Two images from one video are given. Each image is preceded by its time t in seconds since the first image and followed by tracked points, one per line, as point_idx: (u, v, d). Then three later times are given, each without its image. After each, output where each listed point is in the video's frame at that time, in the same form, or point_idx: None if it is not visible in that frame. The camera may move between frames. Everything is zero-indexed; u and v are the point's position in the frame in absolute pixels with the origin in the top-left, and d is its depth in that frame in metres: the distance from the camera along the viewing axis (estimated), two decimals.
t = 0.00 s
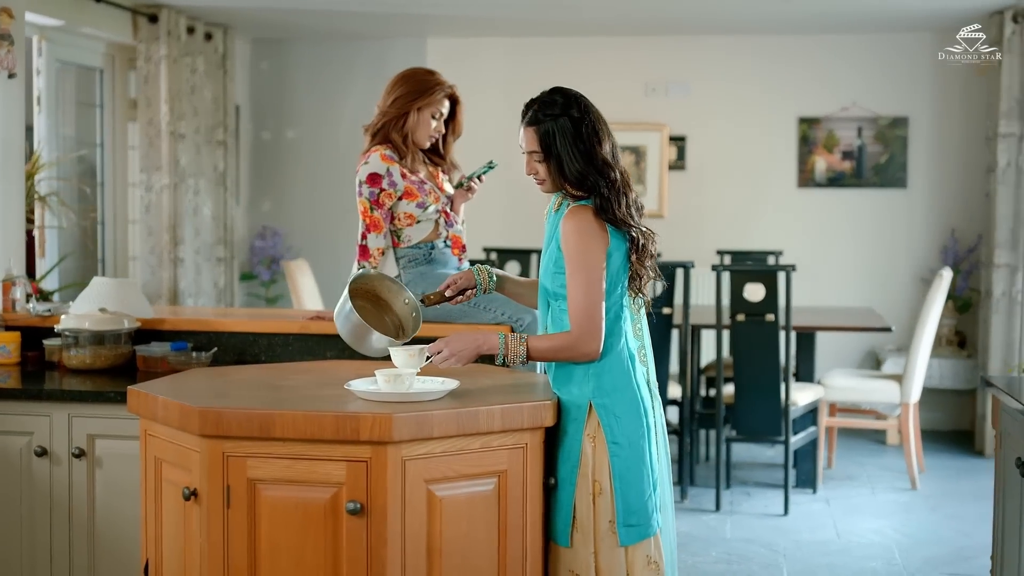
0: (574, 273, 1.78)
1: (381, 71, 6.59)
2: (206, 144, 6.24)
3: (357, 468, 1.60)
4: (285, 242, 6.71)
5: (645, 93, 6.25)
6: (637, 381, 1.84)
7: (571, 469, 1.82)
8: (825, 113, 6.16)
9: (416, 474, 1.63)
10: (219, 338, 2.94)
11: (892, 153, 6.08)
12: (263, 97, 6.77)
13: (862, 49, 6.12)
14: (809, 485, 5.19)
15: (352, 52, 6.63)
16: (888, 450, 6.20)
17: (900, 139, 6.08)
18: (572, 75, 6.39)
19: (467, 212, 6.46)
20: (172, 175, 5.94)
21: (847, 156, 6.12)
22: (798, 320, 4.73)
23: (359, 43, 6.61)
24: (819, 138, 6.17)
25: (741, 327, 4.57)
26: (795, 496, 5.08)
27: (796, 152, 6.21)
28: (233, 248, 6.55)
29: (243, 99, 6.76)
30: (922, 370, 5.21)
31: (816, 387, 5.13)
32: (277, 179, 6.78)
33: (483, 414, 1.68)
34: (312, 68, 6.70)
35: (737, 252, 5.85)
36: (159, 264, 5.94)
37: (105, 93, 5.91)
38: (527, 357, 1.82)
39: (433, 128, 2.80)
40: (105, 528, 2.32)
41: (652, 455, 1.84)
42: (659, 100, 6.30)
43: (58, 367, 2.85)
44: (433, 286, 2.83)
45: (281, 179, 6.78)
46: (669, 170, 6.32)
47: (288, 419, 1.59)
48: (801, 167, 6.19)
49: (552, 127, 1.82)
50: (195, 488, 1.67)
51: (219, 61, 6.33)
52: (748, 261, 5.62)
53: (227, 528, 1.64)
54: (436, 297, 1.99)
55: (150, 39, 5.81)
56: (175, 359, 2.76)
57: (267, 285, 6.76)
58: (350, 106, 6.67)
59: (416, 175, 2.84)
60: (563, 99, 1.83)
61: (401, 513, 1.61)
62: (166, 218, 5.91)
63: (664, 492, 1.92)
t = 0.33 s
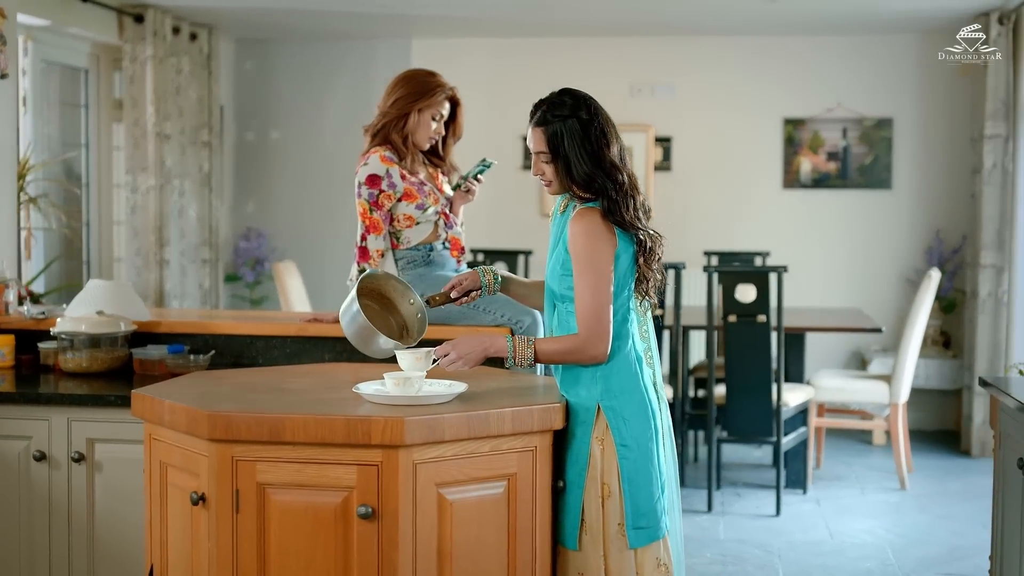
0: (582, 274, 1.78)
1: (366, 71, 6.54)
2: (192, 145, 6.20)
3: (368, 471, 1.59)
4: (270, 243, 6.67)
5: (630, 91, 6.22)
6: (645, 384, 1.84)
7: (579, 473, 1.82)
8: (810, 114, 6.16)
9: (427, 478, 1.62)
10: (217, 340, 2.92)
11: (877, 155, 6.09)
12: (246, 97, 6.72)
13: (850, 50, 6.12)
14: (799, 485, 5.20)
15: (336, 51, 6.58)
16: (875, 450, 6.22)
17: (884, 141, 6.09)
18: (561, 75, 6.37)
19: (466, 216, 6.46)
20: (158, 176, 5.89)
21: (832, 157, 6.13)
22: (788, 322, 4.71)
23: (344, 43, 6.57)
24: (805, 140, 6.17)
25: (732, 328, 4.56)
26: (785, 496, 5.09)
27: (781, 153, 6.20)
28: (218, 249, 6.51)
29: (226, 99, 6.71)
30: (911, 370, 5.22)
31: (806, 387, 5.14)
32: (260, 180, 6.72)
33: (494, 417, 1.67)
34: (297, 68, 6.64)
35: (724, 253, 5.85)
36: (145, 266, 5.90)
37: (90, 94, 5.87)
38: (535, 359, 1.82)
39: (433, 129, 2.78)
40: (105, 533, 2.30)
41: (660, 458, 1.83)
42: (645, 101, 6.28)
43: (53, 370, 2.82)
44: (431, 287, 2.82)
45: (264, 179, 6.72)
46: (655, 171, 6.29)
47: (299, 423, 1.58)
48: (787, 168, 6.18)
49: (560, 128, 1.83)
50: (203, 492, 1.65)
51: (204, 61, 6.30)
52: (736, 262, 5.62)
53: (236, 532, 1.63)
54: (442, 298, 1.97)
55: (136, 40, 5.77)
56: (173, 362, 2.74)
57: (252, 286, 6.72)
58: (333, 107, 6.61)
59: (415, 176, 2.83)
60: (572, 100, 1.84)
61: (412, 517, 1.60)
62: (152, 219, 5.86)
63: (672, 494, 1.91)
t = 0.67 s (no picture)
0: (589, 275, 1.78)
1: (352, 70, 6.51)
2: (178, 144, 6.18)
3: (377, 472, 1.59)
4: (255, 243, 6.64)
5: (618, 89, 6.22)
6: (651, 384, 1.85)
7: (585, 473, 1.82)
8: (796, 115, 6.18)
9: (436, 478, 1.61)
10: (214, 341, 2.91)
11: (862, 155, 6.12)
12: (230, 96, 6.68)
13: (838, 51, 6.14)
14: (788, 485, 5.21)
15: (320, 50, 6.55)
16: (860, 449, 6.25)
17: (869, 142, 6.12)
18: (549, 72, 6.34)
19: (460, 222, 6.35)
20: (145, 175, 5.86)
21: (818, 157, 6.15)
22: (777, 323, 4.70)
23: (330, 42, 6.54)
24: (790, 140, 6.18)
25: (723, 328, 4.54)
26: (774, 496, 5.10)
27: (766, 153, 6.22)
28: (203, 249, 6.49)
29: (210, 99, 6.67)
30: (899, 370, 5.23)
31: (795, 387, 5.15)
32: (244, 179, 6.68)
33: (502, 418, 1.67)
34: (281, 67, 6.61)
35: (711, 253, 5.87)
36: (132, 265, 5.87)
37: (77, 93, 5.84)
38: (541, 359, 1.82)
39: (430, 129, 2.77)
40: (105, 534, 2.29)
41: (667, 459, 1.84)
42: (630, 101, 6.28)
43: (48, 371, 2.79)
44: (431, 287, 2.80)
45: (248, 179, 6.67)
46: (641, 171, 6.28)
47: (308, 423, 1.58)
48: (772, 169, 6.20)
49: (568, 124, 1.84)
50: (210, 493, 1.65)
51: (190, 60, 6.27)
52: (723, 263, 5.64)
53: (244, 533, 1.62)
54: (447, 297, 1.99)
55: (123, 38, 5.73)
56: (171, 363, 2.72)
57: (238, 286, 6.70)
58: (317, 106, 6.58)
59: (412, 176, 2.82)
60: (582, 98, 1.85)
61: (422, 518, 1.60)
62: (139, 218, 5.83)
63: (676, 495, 1.92)
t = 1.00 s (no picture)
0: (595, 271, 1.79)
1: (339, 69, 6.50)
2: (166, 143, 6.17)
3: (386, 468, 1.59)
4: (242, 242, 6.62)
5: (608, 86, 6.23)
6: (656, 381, 1.86)
7: (591, 469, 1.83)
8: (783, 114, 6.20)
9: (445, 475, 1.62)
10: (211, 340, 2.90)
11: (848, 154, 6.15)
12: (216, 96, 6.64)
13: (826, 51, 6.16)
14: (779, 482, 5.23)
15: (307, 49, 6.53)
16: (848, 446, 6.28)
17: (856, 141, 6.15)
18: (540, 70, 6.33)
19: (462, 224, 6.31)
20: (134, 174, 5.84)
21: (804, 156, 6.17)
22: (768, 321, 4.70)
23: (318, 40, 6.51)
24: (777, 139, 6.21)
25: (714, 327, 4.54)
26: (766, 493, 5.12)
27: (753, 152, 6.24)
28: (190, 248, 6.47)
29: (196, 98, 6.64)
30: (889, 367, 5.25)
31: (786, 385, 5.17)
32: (232, 179, 6.64)
33: (510, 415, 1.67)
34: (267, 67, 6.58)
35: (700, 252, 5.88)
36: (120, 265, 5.85)
37: (65, 91, 5.81)
38: (547, 355, 1.82)
39: (433, 125, 2.78)
40: (106, 533, 2.29)
41: (672, 455, 1.85)
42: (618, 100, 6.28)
43: (46, 370, 2.78)
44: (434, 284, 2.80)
45: (234, 178, 6.64)
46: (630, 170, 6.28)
47: (317, 420, 1.58)
48: (759, 168, 6.22)
49: (573, 120, 1.85)
50: (218, 491, 1.65)
51: (178, 59, 6.25)
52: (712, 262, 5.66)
53: (253, 530, 1.62)
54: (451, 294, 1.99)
55: (111, 37, 5.71)
56: (170, 361, 2.72)
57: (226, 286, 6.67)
58: (304, 105, 6.55)
59: (413, 173, 2.83)
60: (588, 95, 1.86)
61: (431, 514, 1.60)
62: (127, 218, 5.81)
63: (681, 491, 1.93)
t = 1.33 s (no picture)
0: (598, 267, 1.80)
1: (328, 66, 6.48)
2: (153, 140, 6.15)
3: (392, 464, 1.60)
4: (229, 239, 6.61)
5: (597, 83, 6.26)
6: (657, 378, 1.88)
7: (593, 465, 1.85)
8: (768, 114, 6.23)
9: (450, 471, 1.63)
10: (207, 336, 2.90)
11: (834, 154, 6.18)
12: (202, 93, 6.61)
13: (813, 50, 6.19)
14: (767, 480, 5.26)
15: (293, 47, 6.51)
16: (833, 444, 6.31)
17: (841, 140, 6.18)
18: (531, 68, 6.33)
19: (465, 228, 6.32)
20: (121, 172, 5.82)
21: (790, 155, 6.20)
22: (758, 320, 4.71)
23: (305, 38, 6.49)
24: (762, 138, 6.23)
25: (705, 325, 4.54)
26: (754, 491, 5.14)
27: (740, 151, 6.26)
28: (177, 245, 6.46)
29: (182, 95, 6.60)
30: (876, 365, 5.28)
31: (775, 383, 5.20)
32: (218, 176, 6.61)
33: (515, 410, 1.68)
34: (254, 64, 6.55)
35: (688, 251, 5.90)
36: (107, 263, 5.83)
37: (52, 88, 5.77)
38: (550, 352, 1.83)
39: (440, 123, 2.79)
40: (104, 529, 2.29)
41: (673, 452, 1.87)
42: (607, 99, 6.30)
43: (42, 367, 2.77)
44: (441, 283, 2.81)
45: (221, 176, 6.61)
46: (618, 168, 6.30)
47: (323, 416, 1.59)
48: (745, 167, 6.25)
49: (572, 115, 1.87)
50: (222, 487, 1.65)
51: (165, 56, 6.23)
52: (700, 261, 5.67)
53: (258, 527, 1.63)
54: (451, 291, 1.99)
55: (99, 33, 5.69)
56: (167, 358, 2.72)
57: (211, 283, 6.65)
58: (292, 102, 6.53)
59: (416, 171, 2.85)
60: (590, 91, 1.87)
61: (436, 510, 1.61)
62: (114, 215, 5.79)
63: (682, 487, 1.94)
